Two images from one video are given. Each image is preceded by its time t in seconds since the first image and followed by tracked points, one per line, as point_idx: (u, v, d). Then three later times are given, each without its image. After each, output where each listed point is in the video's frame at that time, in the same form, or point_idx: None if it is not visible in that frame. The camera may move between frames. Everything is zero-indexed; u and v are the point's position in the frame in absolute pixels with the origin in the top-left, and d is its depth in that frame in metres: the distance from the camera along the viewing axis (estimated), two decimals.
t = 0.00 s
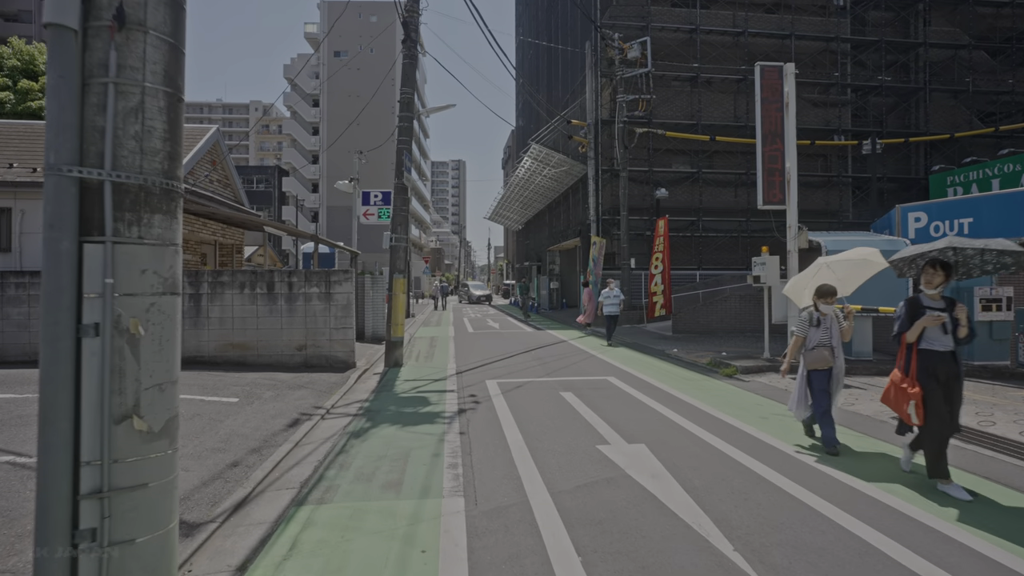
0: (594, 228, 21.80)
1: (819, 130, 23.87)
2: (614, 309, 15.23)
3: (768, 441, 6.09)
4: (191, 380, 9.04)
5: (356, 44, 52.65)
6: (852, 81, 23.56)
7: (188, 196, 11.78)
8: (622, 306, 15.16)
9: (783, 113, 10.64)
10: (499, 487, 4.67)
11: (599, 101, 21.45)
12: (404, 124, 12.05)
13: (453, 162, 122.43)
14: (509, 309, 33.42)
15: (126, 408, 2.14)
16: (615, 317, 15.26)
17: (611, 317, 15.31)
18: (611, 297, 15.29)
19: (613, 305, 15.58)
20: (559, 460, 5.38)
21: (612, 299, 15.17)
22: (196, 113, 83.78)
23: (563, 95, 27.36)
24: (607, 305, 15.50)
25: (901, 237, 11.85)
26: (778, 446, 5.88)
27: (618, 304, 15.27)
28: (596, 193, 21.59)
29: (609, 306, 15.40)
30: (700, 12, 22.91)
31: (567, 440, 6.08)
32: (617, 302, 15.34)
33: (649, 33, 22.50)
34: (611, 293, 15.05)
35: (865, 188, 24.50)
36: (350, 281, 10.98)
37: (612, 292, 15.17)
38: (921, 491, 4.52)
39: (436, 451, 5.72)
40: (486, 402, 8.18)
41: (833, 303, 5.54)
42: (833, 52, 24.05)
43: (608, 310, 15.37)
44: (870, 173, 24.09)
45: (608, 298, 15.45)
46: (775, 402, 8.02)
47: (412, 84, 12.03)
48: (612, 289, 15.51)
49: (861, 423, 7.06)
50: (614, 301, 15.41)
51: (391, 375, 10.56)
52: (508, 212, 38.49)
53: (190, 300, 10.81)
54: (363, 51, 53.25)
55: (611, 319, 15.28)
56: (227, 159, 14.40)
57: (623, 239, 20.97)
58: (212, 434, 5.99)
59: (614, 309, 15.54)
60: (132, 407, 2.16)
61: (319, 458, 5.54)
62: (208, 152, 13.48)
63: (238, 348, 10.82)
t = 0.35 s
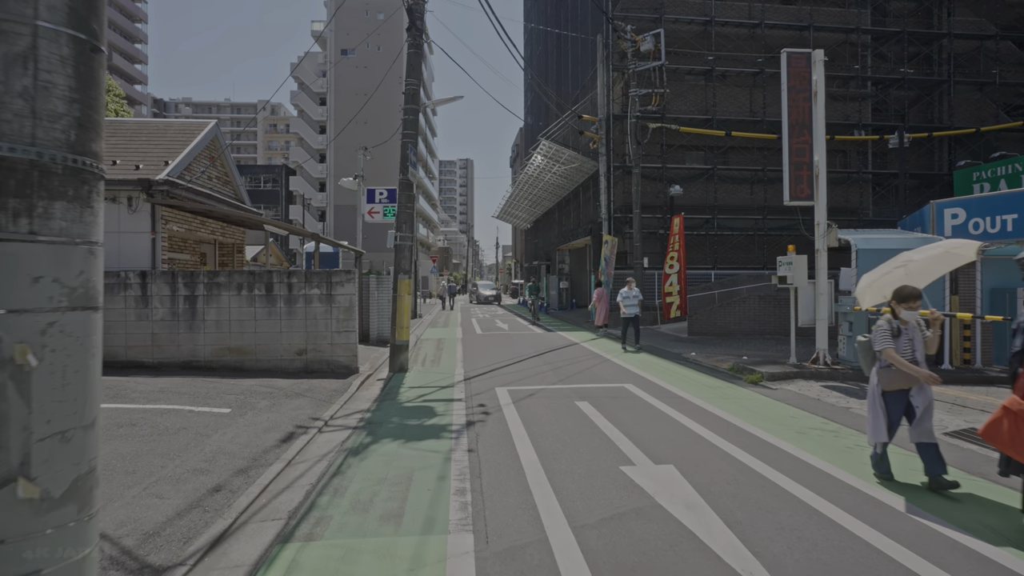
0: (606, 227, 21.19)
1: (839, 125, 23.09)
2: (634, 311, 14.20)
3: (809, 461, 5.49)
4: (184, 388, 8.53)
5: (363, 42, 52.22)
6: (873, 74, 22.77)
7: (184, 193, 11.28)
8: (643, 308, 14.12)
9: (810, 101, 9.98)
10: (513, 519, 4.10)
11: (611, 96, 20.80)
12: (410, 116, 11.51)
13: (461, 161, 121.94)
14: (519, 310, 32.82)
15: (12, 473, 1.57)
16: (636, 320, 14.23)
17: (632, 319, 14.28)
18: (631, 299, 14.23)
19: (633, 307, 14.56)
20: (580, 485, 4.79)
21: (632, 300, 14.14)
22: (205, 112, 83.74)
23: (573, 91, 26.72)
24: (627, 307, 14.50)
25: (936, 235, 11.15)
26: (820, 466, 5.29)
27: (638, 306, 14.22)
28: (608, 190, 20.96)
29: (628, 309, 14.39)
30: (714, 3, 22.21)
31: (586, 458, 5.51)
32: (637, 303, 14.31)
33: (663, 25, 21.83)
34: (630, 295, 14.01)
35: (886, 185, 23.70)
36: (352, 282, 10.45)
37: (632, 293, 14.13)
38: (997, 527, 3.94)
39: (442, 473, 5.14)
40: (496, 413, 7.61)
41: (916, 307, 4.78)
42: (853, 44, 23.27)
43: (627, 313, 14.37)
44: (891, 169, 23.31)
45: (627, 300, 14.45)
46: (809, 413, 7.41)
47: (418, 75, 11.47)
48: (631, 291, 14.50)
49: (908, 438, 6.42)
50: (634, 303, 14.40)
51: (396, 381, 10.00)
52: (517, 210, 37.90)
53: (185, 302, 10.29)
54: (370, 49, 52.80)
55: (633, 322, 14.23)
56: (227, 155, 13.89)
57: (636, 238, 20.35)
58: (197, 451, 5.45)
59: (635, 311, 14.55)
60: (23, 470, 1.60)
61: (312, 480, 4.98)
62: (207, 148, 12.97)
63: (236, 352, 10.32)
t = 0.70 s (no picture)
0: (622, 225, 20.53)
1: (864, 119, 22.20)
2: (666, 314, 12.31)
3: (869, 483, 4.85)
4: (179, 393, 7.99)
5: (373, 42, 51.87)
6: (900, 66, 21.89)
7: (184, 188, 10.77)
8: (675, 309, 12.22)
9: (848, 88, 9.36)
10: (540, 558, 3.48)
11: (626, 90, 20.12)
12: (419, 106, 10.90)
13: (471, 161, 121.52)
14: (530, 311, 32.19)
15: None
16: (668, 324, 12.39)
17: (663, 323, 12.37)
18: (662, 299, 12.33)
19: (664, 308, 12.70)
20: (614, 514, 4.15)
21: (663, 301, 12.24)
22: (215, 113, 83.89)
23: (587, 86, 26.05)
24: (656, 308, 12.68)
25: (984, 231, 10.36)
26: (885, 489, 4.65)
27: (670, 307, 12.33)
28: (624, 187, 20.30)
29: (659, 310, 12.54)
30: None
31: (619, 477, 4.89)
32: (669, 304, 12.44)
33: (681, 17, 21.12)
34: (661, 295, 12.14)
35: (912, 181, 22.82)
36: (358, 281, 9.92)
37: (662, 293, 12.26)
38: None
39: (455, 497, 4.52)
40: (515, 423, 7.00)
41: None
42: (878, 35, 22.41)
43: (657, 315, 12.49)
44: (918, 165, 22.43)
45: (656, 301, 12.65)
46: (856, 424, 6.74)
47: (428, 62, 10.87)
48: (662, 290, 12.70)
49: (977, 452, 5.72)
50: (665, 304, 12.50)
51: (404, 386, 9.42)
52: (528, 210, 37.31)
53: (183, 302, 9.77)
54: (380, 48, 52.43)
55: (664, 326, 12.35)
56: (230, 149, 13.36)
57: (653, 236, 19.72)
58: (181, 468, 4.88)
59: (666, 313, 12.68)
60: None
61: (307, 505, 4.39)
62: (209, 142, 12.46)
63: (236, 355, 9.82)
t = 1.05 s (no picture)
0: (634, 223, 19.96)
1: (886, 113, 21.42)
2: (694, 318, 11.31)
3: (934, 509, 4.26)
4: (169, 400, 7.50)
5: (380, 40, 51.46)
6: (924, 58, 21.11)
7: (179, 184, 10.29)
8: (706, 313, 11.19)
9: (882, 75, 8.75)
10: None
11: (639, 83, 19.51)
12: (426, 96, 10.36)
13: (479, 161, 120.94)
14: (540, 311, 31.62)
15: None
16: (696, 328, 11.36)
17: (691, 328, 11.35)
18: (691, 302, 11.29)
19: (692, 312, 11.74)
20: (647, 550, 3.59)
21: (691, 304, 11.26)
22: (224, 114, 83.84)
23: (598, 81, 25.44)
24: (682, 312, 11.65)
25: None
26: (951, 517, 4.09)
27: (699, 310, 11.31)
28: (636, 184, 19.71)
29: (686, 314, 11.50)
30: None
31: (647, 503, 4.33)
32: (696, 307, 11.40)
33: (696, 8, 20.47)
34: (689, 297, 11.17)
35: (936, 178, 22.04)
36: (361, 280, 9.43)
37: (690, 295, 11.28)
38: None
39: (463, 526, 3.98)
40: (528, 434, 6.44)
41: None
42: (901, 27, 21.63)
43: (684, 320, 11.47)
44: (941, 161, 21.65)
45: (683, 304, 11.62)
46: (902, 437, 6.15)
47: (434, 50, 10.33)
48: (688, 293, 11.68)
49: None
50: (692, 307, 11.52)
51: (408, 393, 8.88)
52: (537, 208, 36.74)
53: (177, 303, 9.28)
54: (387, 47, 52.03)
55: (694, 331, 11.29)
56: (230, 144, 12.86)
57: (668, 234, 19.11)
58: (155, 490, 4.37)
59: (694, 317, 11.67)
60: None
61: (293, 536, 3.86)
62: (208, 137, 11.99)
63: (232, 359, 9.33)
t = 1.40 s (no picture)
0: (645, 223, 19.33)
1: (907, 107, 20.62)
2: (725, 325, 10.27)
3: (1017, 554, 3.64)
4: (149, 414, 6.93)
5: (386, 39, 51.00)
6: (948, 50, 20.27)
7: (167, 181, 9.73)
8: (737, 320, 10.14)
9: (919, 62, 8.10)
10: None
11: (651, 78, 18.88)
12: (428, 87, 9.75)
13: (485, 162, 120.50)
14: (548, 313, 31.01)
15: None
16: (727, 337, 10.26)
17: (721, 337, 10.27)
18: (723, 307, 10.30)
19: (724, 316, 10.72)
20: None
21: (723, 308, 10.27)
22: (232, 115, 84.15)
23: (608, 77, 24.79)
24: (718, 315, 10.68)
25: None
26: None
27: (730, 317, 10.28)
28: (647, 182, 19.08)
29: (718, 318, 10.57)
30: None
31: (680, 546, 3.73)
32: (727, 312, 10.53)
33: None
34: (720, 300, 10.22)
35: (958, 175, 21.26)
36: (359, 283, 8.85)
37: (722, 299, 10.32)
38: None
39: None
40: (538, 455, 5.82)
41: None
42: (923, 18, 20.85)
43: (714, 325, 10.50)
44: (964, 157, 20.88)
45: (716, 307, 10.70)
46: (956, 459, 5.51)
47: (437, 38, 9.73)
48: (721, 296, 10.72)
49: None
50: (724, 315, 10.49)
51: (409, 405, 8.28)
52: (544, 207, 36.13)
53: (164, 308, 8.72)
54: (393, 46, 51.57)
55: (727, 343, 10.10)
56: (225, 140, 12.29)
57: (680, 233, 18.50)
58: (110, 531, 3.79)
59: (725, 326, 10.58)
60: None
61: None
62: (201, 133, 11.43)
63: (223, 368, 8.78)
